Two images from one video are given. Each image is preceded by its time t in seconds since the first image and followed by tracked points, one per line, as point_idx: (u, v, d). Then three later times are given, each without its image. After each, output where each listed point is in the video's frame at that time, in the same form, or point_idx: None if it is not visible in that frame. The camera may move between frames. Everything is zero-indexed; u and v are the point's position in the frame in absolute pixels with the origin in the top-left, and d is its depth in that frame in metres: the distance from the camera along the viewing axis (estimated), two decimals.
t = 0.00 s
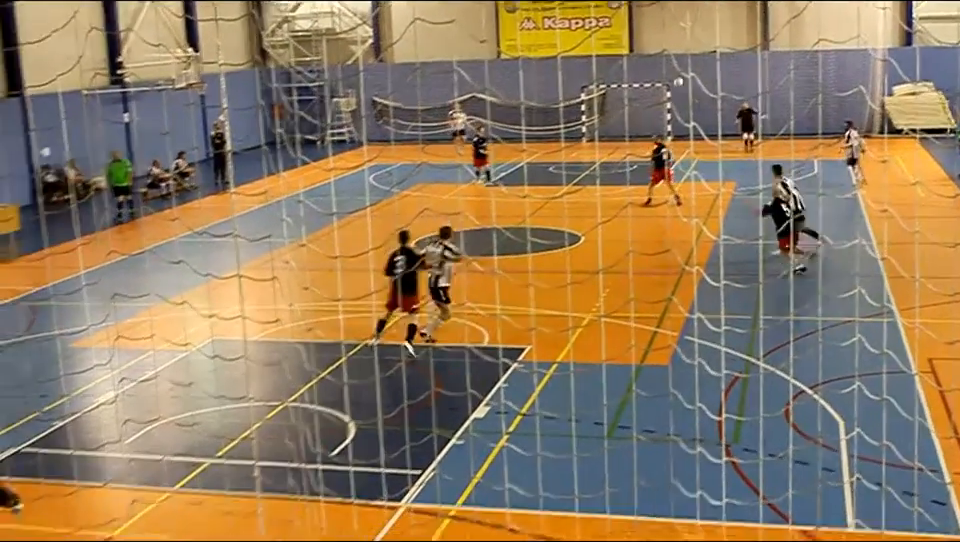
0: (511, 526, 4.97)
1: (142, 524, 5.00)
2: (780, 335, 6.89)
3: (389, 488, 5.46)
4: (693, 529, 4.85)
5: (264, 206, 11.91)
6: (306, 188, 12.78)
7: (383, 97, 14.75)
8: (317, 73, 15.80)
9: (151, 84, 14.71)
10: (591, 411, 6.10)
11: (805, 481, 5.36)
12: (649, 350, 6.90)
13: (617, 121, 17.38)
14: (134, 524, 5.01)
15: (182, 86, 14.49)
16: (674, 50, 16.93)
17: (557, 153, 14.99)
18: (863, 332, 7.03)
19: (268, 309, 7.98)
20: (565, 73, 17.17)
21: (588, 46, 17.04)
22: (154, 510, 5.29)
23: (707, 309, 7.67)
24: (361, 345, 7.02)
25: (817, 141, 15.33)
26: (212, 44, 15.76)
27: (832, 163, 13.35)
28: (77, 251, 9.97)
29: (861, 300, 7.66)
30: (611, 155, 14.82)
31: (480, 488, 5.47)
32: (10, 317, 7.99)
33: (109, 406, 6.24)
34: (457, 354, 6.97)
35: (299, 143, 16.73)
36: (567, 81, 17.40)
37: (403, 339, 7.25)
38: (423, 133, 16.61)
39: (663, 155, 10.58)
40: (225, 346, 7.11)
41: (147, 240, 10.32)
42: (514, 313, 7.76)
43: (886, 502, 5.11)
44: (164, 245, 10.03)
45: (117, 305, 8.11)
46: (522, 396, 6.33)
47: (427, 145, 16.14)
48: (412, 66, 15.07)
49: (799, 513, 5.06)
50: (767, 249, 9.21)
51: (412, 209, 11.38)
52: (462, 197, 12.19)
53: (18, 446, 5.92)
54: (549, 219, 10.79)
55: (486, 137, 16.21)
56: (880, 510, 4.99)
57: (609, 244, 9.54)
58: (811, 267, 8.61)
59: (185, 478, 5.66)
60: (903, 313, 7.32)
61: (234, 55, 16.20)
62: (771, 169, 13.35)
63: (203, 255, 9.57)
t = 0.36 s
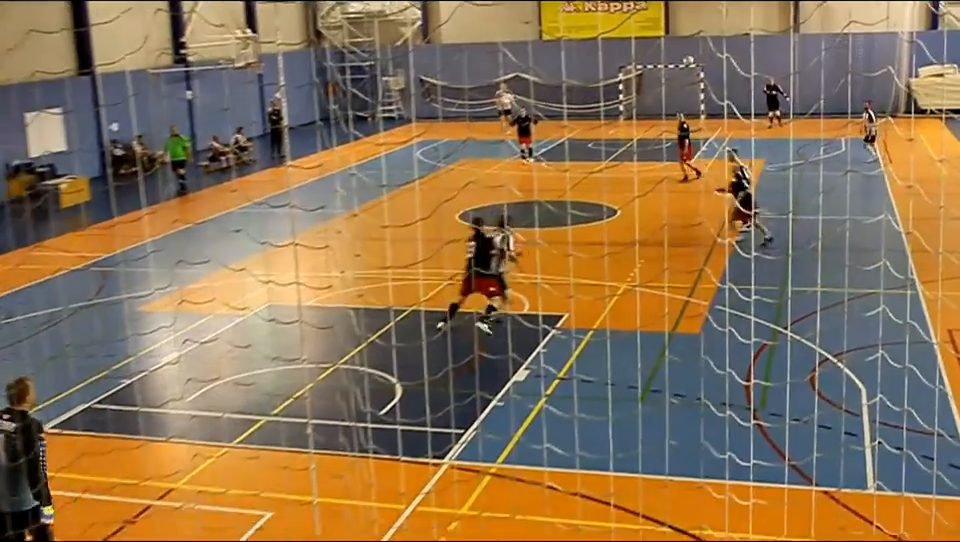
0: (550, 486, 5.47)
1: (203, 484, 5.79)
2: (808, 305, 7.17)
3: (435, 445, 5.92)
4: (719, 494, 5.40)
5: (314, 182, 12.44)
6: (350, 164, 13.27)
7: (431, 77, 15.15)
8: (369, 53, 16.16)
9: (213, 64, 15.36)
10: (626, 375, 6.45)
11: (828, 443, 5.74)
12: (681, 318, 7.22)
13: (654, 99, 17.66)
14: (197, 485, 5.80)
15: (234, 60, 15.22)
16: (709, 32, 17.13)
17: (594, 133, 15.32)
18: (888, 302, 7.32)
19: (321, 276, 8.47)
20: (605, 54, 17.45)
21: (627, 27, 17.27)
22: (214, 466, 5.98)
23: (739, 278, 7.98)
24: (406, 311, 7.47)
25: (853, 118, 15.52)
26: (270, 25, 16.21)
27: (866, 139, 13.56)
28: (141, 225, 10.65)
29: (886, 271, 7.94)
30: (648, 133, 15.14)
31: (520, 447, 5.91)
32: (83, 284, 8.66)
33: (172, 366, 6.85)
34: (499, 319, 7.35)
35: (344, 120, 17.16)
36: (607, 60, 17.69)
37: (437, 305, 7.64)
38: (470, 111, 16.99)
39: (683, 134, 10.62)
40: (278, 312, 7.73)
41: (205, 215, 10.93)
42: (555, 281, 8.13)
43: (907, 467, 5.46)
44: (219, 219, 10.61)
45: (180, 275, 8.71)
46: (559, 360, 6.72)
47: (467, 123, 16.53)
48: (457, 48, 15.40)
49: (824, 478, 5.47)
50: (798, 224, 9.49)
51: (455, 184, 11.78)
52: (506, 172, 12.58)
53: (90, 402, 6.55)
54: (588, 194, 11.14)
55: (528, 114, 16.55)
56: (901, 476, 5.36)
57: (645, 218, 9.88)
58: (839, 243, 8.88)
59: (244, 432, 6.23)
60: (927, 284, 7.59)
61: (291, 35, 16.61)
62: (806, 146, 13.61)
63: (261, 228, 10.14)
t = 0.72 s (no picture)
0: (563, 443, 6.23)
1: (248, 437, 6.49)
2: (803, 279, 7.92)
3: (460, 402, 6.70)
4: (719, 451, 6.11)
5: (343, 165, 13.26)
6: (375, 151, 14.09)
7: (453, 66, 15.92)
8: (395, 43, 16.95)
9: (255, 54, 17.01)
10: (634, 342, 7.25)
11: (820, 406, 6.45)
12: (685, 290, 7.99)
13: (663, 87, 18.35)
14: (241, 436, 6.51)
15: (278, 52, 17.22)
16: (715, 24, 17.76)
17: (605, 118, 16.11)
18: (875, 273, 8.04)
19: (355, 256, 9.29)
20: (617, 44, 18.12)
21: (636, 20, 17.91)
22: (258, 420, 6.66)
23: (737, 258, 8.66)
24: (430, 285, 8.27)
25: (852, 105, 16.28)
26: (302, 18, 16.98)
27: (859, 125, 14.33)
28: (186, 209, 11.53)
29: (872, 249, 8.67)
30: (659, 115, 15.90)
31: (537, 405, 6.68)
32: (137, 263, 9.53)
33: (217, 330, 7.66)
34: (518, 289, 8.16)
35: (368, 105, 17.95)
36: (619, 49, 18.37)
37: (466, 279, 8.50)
38: (491, 97, 17.80)
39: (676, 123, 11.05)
40: (313, 290, 8.59)
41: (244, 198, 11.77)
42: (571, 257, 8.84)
43: (891, 428, 6.18)
44: (257, 204, 11.45)
45: (226, 250, 9.68)
46: (572, 327, 7.54)
47: (485, 109, 17.32)
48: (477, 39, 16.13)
49: (815, 432, 6.21)
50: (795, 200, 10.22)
51: (475, 168, 12.56)
52: (524, 154, 13.35)
53: (143, 363, 7.36)
54: (599, 175, 11.91)
55: (544, 100, 17.32)
56: (888, 436, 6.10)
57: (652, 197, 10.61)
58: (832, 221, 9.57)
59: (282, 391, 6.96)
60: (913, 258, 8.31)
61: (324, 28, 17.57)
62: (805, 131, 14.37)
63: (297, 212, 10.97)
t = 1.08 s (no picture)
0: (580, 382, 6.80)
1: (275, 373, 7.08)
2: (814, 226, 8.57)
3: (480, 340, 7.35)
4: (730, 390, 6.64)
5: (365, 118, 13.86)
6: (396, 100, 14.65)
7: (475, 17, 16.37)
8: None
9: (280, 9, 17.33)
10: (648, 283, 7.97)
11: (830, 347, 6.98)
12: (698, 234, 8.74)
13: (678, 37, 18.75)
14: (269, 373, 7.10)
15: (306, 7, 18.30)
16: None
17: (619, 68, 16.62)
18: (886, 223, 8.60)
19: (378, 207, 9.94)
20: None
21: None
22: (285, 357, 7.28)
23: (754, 202, 9.39)
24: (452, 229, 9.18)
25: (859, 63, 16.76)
26: None
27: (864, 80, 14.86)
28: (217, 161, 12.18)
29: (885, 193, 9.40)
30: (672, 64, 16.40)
31: (552, 345, 7.32)
32: (167, 213, 10.20)
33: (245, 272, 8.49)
34: (538, 234, 9.08)
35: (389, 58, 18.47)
36: None
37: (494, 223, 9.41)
38: (510, 48, 18.40)
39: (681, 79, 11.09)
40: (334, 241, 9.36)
41: (269, 151, 12.41)
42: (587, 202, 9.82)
43: (899, 369, 6.70)
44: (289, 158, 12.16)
45: (253, 193, 10.70)
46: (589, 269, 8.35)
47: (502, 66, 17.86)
48: None
49: (823, 374, 6.73)
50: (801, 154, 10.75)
51: (493, 119, 13.13)
52: (540, 106, 13.90)
53: (173, 302, 8.07)
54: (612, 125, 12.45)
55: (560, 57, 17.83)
56: (895, 374, 6.63)
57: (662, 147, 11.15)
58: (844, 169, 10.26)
59: (308, 330, 7.64)
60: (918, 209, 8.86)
61: None
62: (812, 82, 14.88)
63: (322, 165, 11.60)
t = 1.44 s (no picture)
0: (603, 317, 6.84)
1: (300, 308, 7.16)
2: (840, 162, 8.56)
3: (503, 277, 7.44)
4: (753, 325, 6.67)
5: (388, 56, 13.84)
6: (419, 34, 14.60)
7: None
8: None
9: None
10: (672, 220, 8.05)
11: (854, 284, 6.98)
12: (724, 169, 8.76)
13: None
14: (293, 307, 7.17)
15: None
16: None
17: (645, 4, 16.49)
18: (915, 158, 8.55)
19: (402, 143, 10.04)
20: None
21: None
22: (310, 292, 7.36)
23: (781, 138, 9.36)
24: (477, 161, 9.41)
25: None
26: None
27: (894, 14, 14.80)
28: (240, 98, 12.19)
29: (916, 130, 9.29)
30: None
31: (577, 280, 7.40)
32: (191, 148, 10.34)
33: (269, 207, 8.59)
34: (562, 169, 9.16)
35: None
36: None
37: (516, 154, 9.58)
38: None
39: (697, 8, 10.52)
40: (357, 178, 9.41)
41: (292, 87, 12.41)
42: (613, 137, 9.86)
43: (924, 306, 6.68)
44: (315, 90, 12.29)
45: (277, 127, 10.81)
46: (613, 206, 8.42)
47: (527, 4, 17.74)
48: None
49: (846, 312, 6.72)
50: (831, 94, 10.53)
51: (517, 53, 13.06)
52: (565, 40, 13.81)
53: (198, 238, 8.17)
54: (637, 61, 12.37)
55: None
56: (919, 310, 6.63)
57: (688, 85, 11.09)
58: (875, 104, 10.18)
59: (331, 266, 7.71)
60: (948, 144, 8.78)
61: None
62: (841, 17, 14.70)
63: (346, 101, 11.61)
